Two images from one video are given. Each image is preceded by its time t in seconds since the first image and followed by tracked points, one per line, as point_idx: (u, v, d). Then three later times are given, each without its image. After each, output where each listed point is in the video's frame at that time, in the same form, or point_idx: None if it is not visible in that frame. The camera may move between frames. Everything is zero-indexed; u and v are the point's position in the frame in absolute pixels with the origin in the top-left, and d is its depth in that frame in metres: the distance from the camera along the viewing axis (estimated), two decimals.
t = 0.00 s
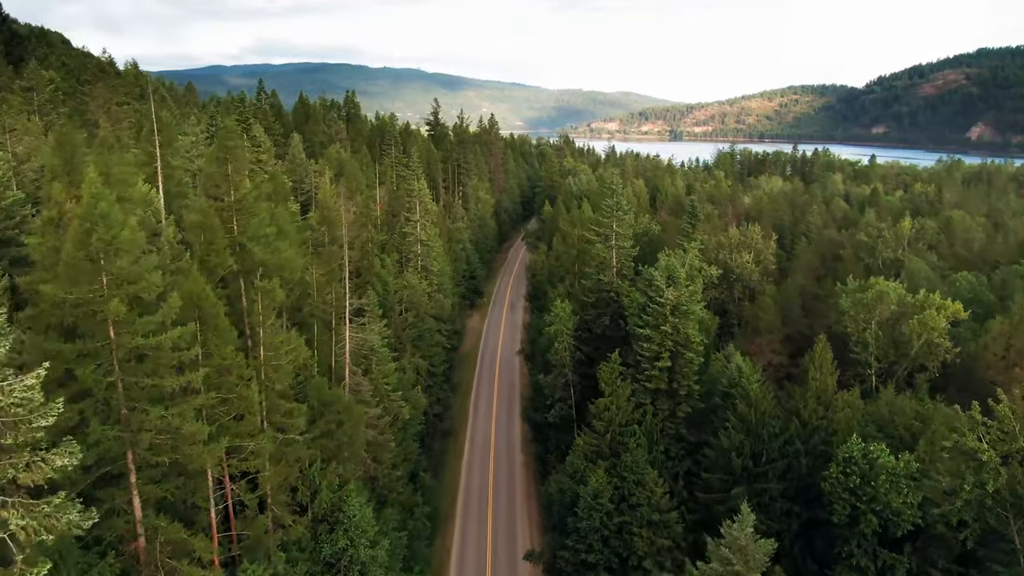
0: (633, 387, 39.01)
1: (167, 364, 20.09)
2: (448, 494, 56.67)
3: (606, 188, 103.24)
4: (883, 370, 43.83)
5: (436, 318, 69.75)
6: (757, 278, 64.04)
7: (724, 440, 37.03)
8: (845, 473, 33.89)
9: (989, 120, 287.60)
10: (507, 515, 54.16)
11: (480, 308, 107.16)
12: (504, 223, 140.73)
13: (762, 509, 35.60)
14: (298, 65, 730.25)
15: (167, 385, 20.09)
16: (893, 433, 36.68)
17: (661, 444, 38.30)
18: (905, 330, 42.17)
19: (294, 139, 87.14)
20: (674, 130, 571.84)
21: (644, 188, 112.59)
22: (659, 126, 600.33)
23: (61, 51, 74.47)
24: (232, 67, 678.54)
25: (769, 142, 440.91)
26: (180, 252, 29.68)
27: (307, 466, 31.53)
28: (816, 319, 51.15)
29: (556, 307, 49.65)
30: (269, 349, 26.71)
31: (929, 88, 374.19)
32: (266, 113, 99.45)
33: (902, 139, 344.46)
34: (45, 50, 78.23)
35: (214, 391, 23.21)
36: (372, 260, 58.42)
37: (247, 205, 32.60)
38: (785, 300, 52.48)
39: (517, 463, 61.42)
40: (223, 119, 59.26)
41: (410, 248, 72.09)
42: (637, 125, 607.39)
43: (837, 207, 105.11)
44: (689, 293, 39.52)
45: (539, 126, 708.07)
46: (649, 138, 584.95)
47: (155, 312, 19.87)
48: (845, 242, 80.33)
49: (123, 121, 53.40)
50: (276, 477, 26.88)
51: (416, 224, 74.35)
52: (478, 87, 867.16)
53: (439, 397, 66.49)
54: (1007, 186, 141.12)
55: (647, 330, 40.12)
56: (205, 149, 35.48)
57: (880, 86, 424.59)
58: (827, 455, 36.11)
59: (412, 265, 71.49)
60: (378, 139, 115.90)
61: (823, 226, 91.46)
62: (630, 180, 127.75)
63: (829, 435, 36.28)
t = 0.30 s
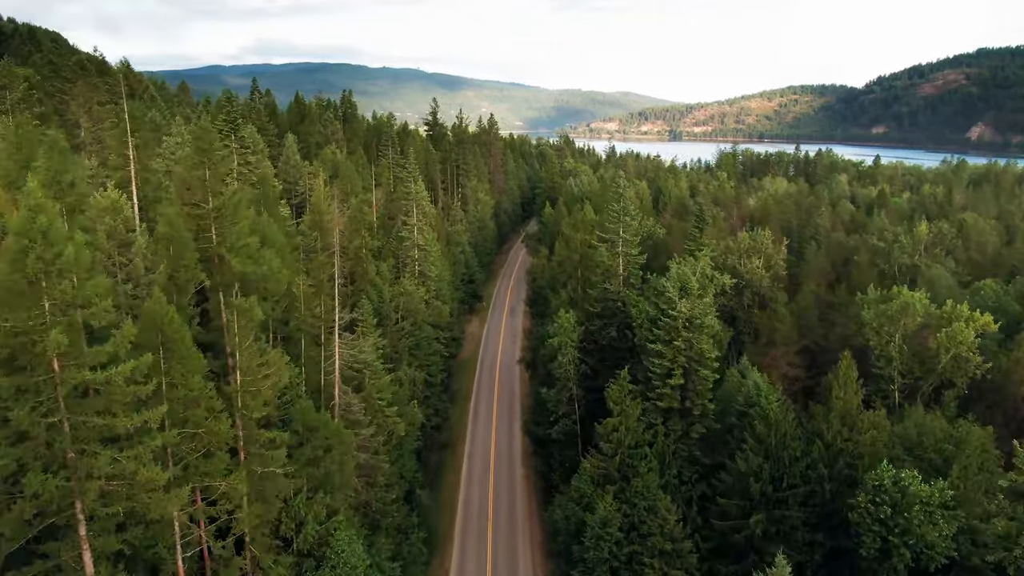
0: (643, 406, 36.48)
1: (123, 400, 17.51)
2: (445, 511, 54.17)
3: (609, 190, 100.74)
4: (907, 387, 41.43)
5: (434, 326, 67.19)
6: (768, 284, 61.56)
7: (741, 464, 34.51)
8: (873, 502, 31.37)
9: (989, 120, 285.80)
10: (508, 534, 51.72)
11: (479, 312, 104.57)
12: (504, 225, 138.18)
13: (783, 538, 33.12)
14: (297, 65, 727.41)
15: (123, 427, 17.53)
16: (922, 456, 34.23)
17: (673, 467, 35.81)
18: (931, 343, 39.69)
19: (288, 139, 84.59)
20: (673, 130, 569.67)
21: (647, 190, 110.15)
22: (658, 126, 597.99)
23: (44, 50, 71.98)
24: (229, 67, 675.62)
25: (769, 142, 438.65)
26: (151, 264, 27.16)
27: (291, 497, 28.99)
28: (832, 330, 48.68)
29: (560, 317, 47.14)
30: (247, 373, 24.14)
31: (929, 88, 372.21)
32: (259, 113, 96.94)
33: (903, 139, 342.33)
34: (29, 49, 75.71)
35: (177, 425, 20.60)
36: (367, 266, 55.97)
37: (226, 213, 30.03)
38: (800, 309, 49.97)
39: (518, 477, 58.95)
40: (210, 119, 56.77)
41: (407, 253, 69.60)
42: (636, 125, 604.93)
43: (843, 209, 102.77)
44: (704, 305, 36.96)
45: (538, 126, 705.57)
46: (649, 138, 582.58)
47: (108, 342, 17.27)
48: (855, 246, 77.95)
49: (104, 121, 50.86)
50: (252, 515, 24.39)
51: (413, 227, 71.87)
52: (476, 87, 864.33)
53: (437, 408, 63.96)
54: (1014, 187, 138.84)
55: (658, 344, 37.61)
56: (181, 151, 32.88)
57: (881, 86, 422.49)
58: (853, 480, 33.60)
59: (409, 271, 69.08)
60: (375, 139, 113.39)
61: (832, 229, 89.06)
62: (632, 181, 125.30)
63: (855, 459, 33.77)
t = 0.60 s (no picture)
0: (654, 428, 33.94)
1: (61, 450, 15.05)
2: (443, 529, 51.64)
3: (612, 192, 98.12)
4: (933, 404, 38.92)
5: (431, 334, 64.74)
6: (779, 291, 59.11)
7: (761, 491, 31.92)
8: (908, 536, 28.68)
9: (989, 120, 283.64)
10: (508, 553, 49.16)
11: (479, 317, 102.07)
12: (503, 227, 135.75)
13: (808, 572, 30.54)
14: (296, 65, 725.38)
15: (61, 481, 14.89)
16: (958, 483, 31.64)
17: (687, 494, 33.22)
18: (962, 359, 37.13)
19: (281, 140, 82.13)
20: (672, 130, 567.45)
21: (650, 191, 107.56)
22: (658, 126, 595.61)
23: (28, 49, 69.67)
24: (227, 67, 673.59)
25: (769, 142, 436.30)
26: (114, 279, 24.57)
27: (272, 533, 26.41)
28: (851, 341, 46.17)
29: (564, 328, 44.62)
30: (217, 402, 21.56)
31: (929, 88, 370.11)
32: (253, 113, 94.52)
33: (903, 139, 339.93)
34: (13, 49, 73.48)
35: (132, 470, 18.11)
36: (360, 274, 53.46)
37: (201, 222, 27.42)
38: (816, 320, 47.45)
39: (519, 492, 56.38)
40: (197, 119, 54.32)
41: (403, 258, 67.10)
42: (636, 125, 602.34)
43: (851, 211, 100.46)
44: (720, 320, 34.37)
45: (537, 126, 703.09)
46: (648, 138, 580.19)
47: (41, 383, 14.76)
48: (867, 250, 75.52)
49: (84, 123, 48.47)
50: (226, 564, 21.98)
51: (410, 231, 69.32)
52: (475, 87, 861.96)
53: (434, 420, 61.37)
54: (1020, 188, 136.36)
55: (670, 361, 35.05)
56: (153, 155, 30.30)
57: (881, 85, 420.20)
58: (883, 509, 30.97)
59: (406, 277, 66.58)
60: (371, 140, 110.93)
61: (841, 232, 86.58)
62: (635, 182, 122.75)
63: (885, 486, 31.15)
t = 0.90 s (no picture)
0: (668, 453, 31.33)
1: None
2: (441, 549, 49.11)
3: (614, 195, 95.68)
4: (964, 424, 36.35)
5: (429, 344, 62.21)
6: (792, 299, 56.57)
7: (785, 524, 29.34)
8: None
9: (989, 121, 281.62)
10: None
11: (478, 322, 99.54)
12: (503, 230, 133.13)
13: None
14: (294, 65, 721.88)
15: None
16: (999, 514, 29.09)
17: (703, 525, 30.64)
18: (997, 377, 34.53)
19: (274, 141, 79.64)
20: (671, 130, 564.96)
21: (653, 193, 105.16)
22: (657, 126, 593.24)
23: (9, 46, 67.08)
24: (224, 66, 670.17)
25: (769, 142, 433.90)
26: (70, 299, 21.92)
27: None
28: (873, 354, 43.59)
29: (569, 341, 42.03)
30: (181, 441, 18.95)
31: (929, 88, 368.16)
32: (246, 113, 91.88)
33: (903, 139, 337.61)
34: None
35: (73, 532, 16.93)
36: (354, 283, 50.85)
37: (170, 234, 24.79)
38: (836, 331, 44.84)
39: (521, 509, 53.86)
40: (182, 120, 51.71)
41: (399, 264, 64.47)
42: (635, 125, 599.67)
43: (859, 213, 98.02)
44: (739, 337, 31.73)
45: (536, 126, 700.25)
46: (647, 138, 577.56)
47: None
48: (880, 256, 73.00)
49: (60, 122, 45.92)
50: None
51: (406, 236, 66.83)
52: (473, 87, 859.07)
53: (432, 433, 58.81)
54: None
55: (685, 380, 32.43)
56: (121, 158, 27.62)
57: (881, 85, 418.07)
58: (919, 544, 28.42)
59: (402, 284, 63.94)
60: (368, 140, 108.39)
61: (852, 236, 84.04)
62: (637, 184, 120.27)
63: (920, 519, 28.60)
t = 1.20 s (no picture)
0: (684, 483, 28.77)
1: None
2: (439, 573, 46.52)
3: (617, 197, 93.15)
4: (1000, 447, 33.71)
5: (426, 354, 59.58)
6: (807, 308, 54.03)
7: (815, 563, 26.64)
8: None
9: (989, 120, 279.34)
10: None
11: (478, 327, 96.94)
12: (502, 232, 130.55)
13: None
14: (292, 65, 718.62)
15: None
16: None
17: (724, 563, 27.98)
18: None
19: (267, 142, 77.11)
20: (670, 130, 562.39)
21: (656, 195, 102.70)
22: (656, 126, 590.77)
23: None
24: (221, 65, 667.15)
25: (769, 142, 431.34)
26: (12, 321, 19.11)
27: None
28: (897, 367, 41.02)
29: (574, 356, 39.52)
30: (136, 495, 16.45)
31: (929, 88, 366.17)
32: (238, 113, 89.34)
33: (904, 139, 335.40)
34: None
35: None
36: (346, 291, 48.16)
37: (132, 247, 21.99)
38: (857, 344, 42.13)
39: (523, 528, 51.24)
40: (165, 120, 49.02)
41: (395, 270, 61.79)
42: (634, 125, 597.05)
43: (867, 215, 95.60)
44: (764, 356, 29.04)
45: (535, 125, 697.47)
46: (646, 138, 574.90)
47: None
48: (893, 261, 70.52)
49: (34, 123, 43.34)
50: None
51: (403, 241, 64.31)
52: (472, 87, 856.27)
53: (429, 447, 56.16)
54: None
55: (703, 403, 29.71)
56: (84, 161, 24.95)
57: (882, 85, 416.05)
58: None
59: (398, 291, 61.23)
60: (364, 141, 105.83)
61: (862, 239, 81.53)
62: (640, 185, 117.80)
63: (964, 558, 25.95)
